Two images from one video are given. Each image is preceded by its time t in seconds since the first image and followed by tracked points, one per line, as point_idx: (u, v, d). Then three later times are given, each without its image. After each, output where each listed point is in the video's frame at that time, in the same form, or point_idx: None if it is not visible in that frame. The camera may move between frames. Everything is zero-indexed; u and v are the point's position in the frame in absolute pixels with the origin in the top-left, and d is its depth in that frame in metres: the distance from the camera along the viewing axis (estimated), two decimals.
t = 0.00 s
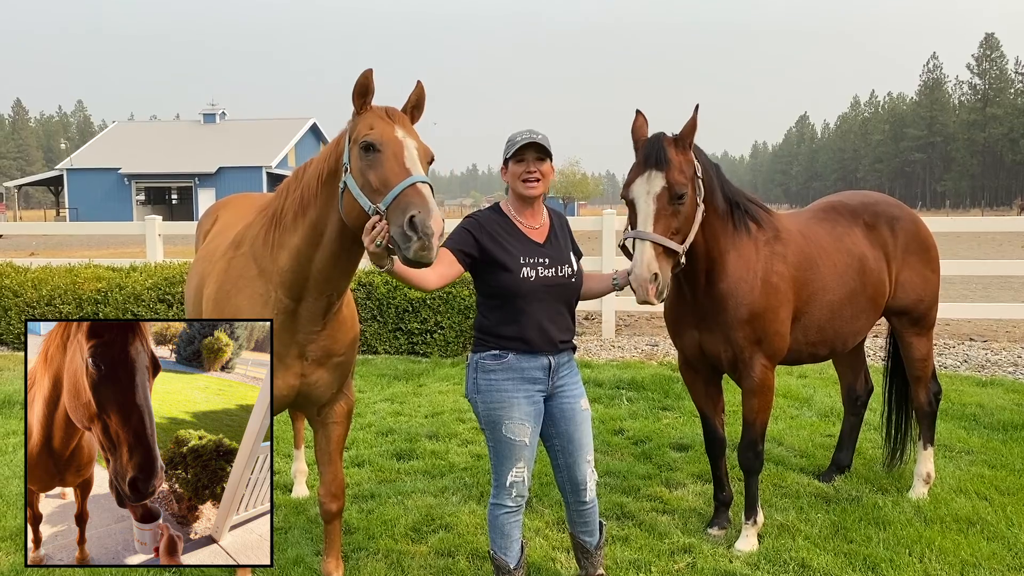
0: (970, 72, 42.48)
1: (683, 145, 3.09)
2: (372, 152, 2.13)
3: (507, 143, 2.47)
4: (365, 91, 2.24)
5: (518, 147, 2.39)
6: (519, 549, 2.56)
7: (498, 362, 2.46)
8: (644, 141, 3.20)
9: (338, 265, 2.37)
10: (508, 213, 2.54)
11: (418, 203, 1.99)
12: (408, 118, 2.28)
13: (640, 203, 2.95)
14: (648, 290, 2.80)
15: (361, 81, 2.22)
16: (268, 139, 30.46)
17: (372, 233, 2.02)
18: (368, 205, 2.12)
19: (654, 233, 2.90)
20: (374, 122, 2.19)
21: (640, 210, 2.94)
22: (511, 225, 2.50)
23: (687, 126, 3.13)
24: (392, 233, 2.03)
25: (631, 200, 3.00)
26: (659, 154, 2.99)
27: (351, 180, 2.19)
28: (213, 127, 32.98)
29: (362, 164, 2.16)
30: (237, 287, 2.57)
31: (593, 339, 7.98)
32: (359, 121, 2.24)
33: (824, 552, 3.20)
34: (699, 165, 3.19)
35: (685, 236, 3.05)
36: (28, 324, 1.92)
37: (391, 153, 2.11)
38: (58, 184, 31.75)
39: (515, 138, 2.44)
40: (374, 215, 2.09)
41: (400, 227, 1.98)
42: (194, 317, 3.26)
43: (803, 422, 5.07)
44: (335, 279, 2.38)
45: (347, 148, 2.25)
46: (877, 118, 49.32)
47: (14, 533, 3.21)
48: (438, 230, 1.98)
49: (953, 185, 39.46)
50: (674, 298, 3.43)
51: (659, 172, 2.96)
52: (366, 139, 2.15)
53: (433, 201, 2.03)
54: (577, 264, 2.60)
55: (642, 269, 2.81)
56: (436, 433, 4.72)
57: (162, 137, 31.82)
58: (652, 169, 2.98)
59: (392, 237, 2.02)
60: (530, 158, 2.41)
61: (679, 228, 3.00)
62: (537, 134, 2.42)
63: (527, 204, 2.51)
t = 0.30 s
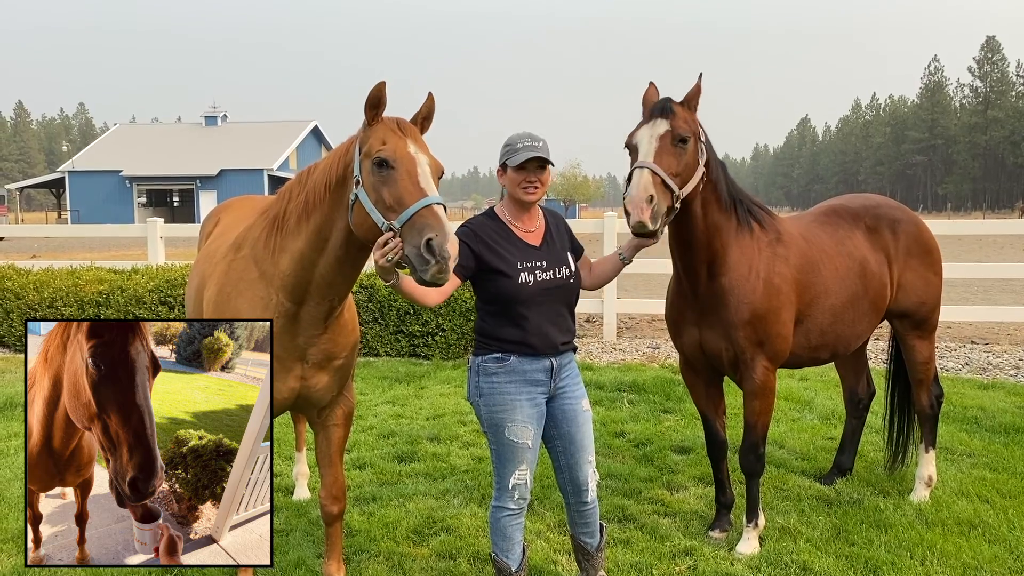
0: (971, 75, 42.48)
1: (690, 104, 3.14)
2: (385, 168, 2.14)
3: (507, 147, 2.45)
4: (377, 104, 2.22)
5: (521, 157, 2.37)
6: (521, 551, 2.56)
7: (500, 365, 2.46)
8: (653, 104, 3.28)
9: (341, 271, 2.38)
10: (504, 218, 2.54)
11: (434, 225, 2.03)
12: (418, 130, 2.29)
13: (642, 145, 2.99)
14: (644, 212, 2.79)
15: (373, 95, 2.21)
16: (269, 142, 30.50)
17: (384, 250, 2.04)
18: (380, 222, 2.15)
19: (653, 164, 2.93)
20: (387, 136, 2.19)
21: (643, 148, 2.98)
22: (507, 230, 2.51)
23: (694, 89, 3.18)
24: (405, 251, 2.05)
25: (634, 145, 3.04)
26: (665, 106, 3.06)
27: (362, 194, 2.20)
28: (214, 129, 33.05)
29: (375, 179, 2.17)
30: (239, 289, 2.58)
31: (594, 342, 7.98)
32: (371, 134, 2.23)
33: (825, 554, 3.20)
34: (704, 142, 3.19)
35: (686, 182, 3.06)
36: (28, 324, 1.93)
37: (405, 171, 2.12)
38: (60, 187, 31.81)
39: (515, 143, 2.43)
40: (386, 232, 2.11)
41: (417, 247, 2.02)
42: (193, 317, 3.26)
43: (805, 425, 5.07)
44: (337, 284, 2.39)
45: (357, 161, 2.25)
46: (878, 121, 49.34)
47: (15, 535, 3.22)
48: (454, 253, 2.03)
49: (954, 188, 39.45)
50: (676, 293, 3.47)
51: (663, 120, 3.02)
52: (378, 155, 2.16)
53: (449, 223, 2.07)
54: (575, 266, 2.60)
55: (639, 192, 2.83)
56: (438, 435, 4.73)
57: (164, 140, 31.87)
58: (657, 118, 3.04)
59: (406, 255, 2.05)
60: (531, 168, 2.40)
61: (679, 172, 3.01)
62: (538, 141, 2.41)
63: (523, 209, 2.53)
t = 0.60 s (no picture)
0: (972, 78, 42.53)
1: (695, 91, 3.20)
2: (386, 173, 2.15)
3: (502, 154, 2.45)
4: (375, 108, 2.22)
5: (513, 168, 2.36)
6: (520, 555, 2.56)
7: (498, 367, 2.47)
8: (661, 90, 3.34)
9: (340, 272, 2.39)
10: (501, 222, 2.55)
11: (437, 232, 2.03)
12: (417, 134, 2.29)
13: (636, 114, 3.09)
14: (616, 167, 2.89)
15: (371, 97, 2.21)
16: (270, 144, 30.54)
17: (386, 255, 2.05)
18: (383, 226, 2.15)
19: (640, 126, 3.02)
20: (388, 141, 2.20)
21: (637, 116, 3.08)
22: (504, 233, 2.52)
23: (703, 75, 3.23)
24: (408, 257, 2.06)
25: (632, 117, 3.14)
26: (668, 88, 3.13)
27: (363, 198, 2.21)
28: (215, 132, 33.09)
29: (376, 185, 2.17)
30: (238, 292, 2.58)
31: (595, 344, 7.98)
32: (371, 137, 2.24)
33: (825, 557, 3.20)
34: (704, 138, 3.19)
35: (680, 154, 3.07)
36: (28, 323, 1.93)
37: (406, 177, 2.12)
38: (61, 189, 31.84)
39: (510, 150, 2.42)
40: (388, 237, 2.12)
41: (420, 253, 2.02)
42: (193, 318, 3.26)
43: (805, 427, 5.07)
44: (335, 286, 2.40)
45: (357, 165, 2.26)
46: (879, 124, 49.37)
47: (16, 537, 3.22)
48: (456, 259, 2.03)
49: (955, 191, 39.46)
50: (674, 292, 3.48)
51: (663, 97, 3.10)
52: (379, 160, 2.16)
53: (450, 229, 2.08)
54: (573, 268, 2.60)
55: (618, 148, 2.94)
56: (438, 438, 4.73)
57: (165, 142, 31.90)
58: (657, 96, 3.13)
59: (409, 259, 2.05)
60: (523, 177, 2.39)
61: (671, 143, 3.05)
62: (531, 149, 2.40)
63: (520, 214, 2.54)
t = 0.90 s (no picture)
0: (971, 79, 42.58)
1: (682, 91, 3.24)
2: (393, 174, 2.18)
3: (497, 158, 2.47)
4: (372, 107, 2.23)
5: (508, 170, 2.38)
6: (519, 556, 2.56)
7: (495, 367, 2.48)
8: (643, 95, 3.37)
9: (334, 272, 2.39)
10: (499, 224, 2.56)
11: (456, 230, 2.09)
12: (411, 131, 2.34)
13: (631, 113, 3.10)
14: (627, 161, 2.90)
15: (367, 98, 2.22)
16: (270, 146, 30.56)
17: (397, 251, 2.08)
18: (393, 225, 2.16)
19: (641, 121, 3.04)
20: (391, 141, 2.22)
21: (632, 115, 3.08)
22: (502, 234, 2.52)
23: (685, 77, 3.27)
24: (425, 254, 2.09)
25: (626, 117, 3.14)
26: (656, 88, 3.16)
27: (368, 198, 2.22)
28: (215, 134, 33.11)
29: (383, 184, 2.19)
30: (233, 294, 2.58)
31: (594, 346, 7.99)
32: (368, 138, 2.25)
33: (824, 559, 3.20)
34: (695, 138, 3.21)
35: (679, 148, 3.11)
36: (28, 324, 1.94)
37: (414, 176, 2.16)
38: (61, 191, 31.85)
39: (505, 153, 2.44)
40: (401, 235, 2.12)
41: (440, 251, 2.06)
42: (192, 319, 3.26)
43: (805, 429, 5.07)
44: (328, 287, 2.41)
45: (354, 167, 2.26)
46: (878, 126, 49.41)
47: (15, 539, 3.22)
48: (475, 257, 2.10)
49: (954, 193, 39.48)
50: (671, 294, 3.48)
51: (654, 96, 3.12)
52: (384, 161, 2.18)
53: (464, 227, 2.12)
54: (571, 269, 2.60)
55: (624, 141, 2.96)
56: (438, 439, 4.73)
57: (165, 144, 31.92)
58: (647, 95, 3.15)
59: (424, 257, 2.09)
60: (518, 180, 2.41)
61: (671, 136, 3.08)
62: (526, 152, 2.40)
63: (518, 216, 2.54)
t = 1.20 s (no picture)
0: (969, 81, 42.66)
1: (682, 102, 3.23)
2: (397, 183, 2.18)
3: (502, 159, 2.47)
4: (374, 114, 2.23)
5: (514, 170, 2.38)
6: (517, 556, 2.56)
7: (493, 367, 2.48)
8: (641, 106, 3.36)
9: (331, 274, 2.40)
10: (503, 225, 2.56)
11: (463, 242, 2.13)
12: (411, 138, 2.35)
13: (646, 141, 3.04)
14: (658, 204, 2.86)
15: (370, 104, 2.22)
16: (269, 147, 30.55)
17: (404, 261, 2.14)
18: (398, 233, 2.18)
19: (662, 155, 2.99)
20: (394, 149, 2.23)
21: (645, 143, 3.03)
22: (505, 236, 2.52)
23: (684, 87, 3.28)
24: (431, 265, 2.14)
25: (636, 142, 3.09)
26: (662, 104, 3.12)
27: (371, 206, 2.22)
28: (214, 134, 33.09)
29: (387, 193, 2.20)
30: (229, 295, 2.58)
31: (593, 347, 7.99)
32: (370, 145, 2.26)
33: (823, 560, 3.20)
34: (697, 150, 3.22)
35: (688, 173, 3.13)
36: (28, 324, 1.94)
37: (418, 184, 2.17)
38: (59, 192, 31.82)
39: (511, 155, 2.45)
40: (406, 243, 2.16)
41: (446, 262, 2.10)
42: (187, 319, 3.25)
43: (803, 430, 5.08)
44: (325, 288, 2.41)
45: (356, 173, 2.26)
46: (877, 127, 49.48)
47: (14, 540, 3.22)
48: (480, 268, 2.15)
49: (953, 194, 39.54)
50: (669, 296, 3.48)
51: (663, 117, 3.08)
52: (388, 170, 2.19)
53: (468, 237, 2.16)
54: (572, 273, 2.61)
55: (651, 183, 2.89)
56: (436, 440, 4.73)
57: (163, 145, 31.90)
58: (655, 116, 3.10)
59: (429, 267, 2.15)
60: (524, 181, 2.41)
61: (682, 162, 3.08)
62: (532, 153, 2.42)
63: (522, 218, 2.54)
